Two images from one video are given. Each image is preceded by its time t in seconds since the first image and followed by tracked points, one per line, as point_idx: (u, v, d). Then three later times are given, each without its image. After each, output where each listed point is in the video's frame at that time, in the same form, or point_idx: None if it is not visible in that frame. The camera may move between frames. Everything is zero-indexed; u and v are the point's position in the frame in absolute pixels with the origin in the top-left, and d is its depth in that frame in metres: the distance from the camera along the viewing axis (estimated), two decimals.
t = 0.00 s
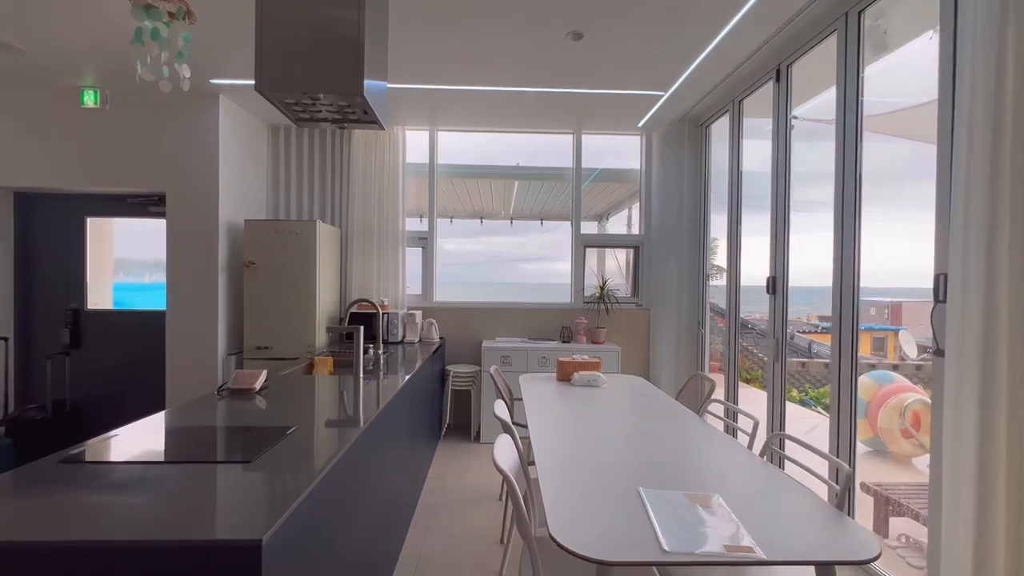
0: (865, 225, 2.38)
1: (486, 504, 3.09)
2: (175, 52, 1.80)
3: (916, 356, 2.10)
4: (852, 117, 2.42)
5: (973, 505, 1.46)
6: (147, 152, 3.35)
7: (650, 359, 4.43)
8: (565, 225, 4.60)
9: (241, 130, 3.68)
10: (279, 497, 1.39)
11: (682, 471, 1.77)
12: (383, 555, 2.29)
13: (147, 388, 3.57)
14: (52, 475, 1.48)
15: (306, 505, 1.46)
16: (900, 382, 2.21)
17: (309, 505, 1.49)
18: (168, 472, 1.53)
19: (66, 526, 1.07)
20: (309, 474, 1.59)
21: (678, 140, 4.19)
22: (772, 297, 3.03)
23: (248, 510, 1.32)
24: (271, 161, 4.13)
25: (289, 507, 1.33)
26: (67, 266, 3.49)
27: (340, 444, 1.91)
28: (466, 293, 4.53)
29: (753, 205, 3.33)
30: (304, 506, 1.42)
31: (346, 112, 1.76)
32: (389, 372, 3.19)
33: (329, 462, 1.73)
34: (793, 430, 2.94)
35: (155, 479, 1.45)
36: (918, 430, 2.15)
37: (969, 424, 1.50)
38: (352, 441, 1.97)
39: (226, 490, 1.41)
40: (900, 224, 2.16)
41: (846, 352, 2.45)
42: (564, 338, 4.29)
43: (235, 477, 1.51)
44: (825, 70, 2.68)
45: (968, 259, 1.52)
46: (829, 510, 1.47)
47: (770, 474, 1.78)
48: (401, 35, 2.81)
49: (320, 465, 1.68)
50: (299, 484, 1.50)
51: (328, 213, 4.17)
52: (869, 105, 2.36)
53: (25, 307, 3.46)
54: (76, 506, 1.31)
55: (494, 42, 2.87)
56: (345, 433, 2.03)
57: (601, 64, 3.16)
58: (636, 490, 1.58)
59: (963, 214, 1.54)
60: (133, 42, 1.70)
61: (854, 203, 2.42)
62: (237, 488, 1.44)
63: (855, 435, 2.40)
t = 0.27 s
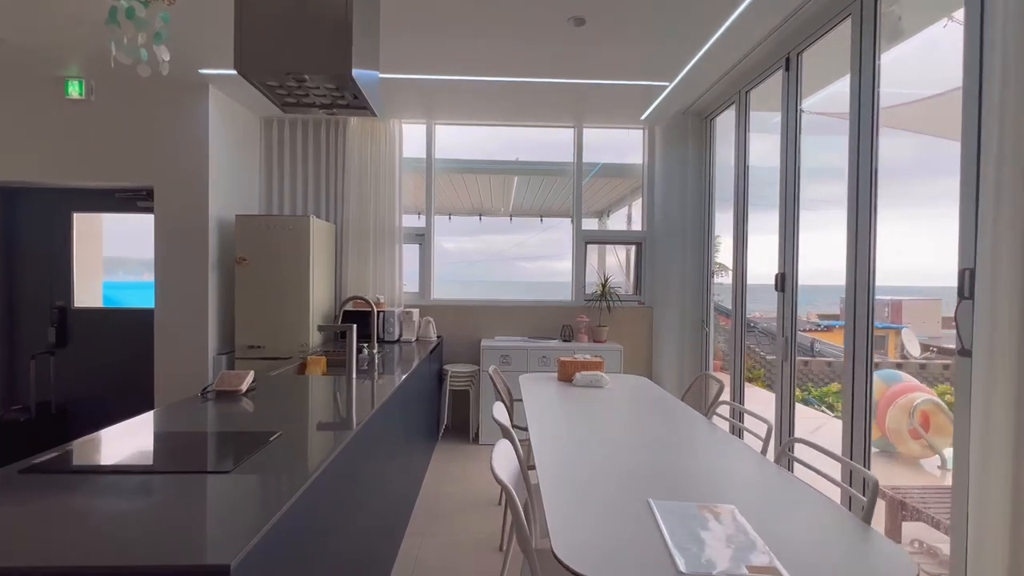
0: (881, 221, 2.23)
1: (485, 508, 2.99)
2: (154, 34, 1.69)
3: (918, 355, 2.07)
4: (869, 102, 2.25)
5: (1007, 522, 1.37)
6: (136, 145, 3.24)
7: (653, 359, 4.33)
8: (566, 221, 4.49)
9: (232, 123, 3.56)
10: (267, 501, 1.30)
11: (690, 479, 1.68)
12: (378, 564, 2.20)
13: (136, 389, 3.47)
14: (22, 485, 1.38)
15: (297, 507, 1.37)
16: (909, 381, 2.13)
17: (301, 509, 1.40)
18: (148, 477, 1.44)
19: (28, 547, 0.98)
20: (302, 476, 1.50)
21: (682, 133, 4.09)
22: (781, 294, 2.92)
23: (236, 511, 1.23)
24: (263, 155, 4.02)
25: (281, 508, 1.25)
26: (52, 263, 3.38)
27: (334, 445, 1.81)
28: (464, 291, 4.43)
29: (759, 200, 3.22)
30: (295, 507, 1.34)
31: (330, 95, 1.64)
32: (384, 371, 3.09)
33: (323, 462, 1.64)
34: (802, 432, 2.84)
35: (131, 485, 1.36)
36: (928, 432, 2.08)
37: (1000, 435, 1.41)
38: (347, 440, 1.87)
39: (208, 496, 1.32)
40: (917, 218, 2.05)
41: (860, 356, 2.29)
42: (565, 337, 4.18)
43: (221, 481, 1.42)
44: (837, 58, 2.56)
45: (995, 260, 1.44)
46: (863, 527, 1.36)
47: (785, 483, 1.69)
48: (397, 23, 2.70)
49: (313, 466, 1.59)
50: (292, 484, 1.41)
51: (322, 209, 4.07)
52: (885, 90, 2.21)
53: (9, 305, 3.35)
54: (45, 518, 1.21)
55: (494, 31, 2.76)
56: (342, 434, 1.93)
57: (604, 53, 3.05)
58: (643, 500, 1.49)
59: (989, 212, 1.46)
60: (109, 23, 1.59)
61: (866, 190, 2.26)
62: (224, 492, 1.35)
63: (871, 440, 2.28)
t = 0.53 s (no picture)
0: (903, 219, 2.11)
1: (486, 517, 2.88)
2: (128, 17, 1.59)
3: (921, 355, 2.03)
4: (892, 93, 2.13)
5: None
6: (124, 140, 3.13)
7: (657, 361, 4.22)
8: (567, 219, 4.39)
9: (223, 118, 3.45)
10: (253, 513, 1.19)
11: (705, 489, 1.59)
12: None
13: (125, 392, 3.36)
14: None
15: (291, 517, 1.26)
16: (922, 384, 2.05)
17: (294, 522, 1.29)
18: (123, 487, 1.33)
19: None
20: (292, 485, 1.39)
21: (687, 128, 3.98)
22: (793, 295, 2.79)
23: (219, 526, 1.12)
24: (257, 151, 3.92)
25: (272, 519, 1.14)
26: (36, 261, 3.26)
27: (328, 451, 1.70)
28: (463, 290, 4.32)
29: (768, 196, 3.11)
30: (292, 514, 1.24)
31: (316, 78, 1.51)
32: (381, 374, 2.97)
33: (317, 468, 1.53)
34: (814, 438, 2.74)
35: (105, 497, 1.25)
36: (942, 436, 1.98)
37: None
38: (341, 446, 1.77)
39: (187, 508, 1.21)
40: (941, 215, 1.94)
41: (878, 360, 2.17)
42: (567, 338, 4.08)
43: (203, 492, 1.31)
44: (852, 47, 2.44)
45: None
46: (899, 545, 1.27)
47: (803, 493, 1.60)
48: (394, 13, 2.58)
49: (306, 474, 1.48)
50: (283, 493, 1.30)
51: (317, 207, 3.96)
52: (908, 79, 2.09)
53: None
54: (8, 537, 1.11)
55: (495, 20, 2.65)
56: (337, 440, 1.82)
57: (609, 45, 2.94)
58: (658, 512, 1.41)
59: None
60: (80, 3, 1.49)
61: (885, 188, 2.17)
62: (205, 506, 1.23)
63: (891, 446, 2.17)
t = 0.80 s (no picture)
0: (925, 218, 1.96)
1: (487, 528, 2.77)
2: None
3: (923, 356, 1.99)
4: (913, 79, 1.97)
5: None
6: (109, 136, 3.01)
7: (661, 363, 4.12)
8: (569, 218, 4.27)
9: (213, 113, 3.33)
10: (234, 548, 1.06)
11: (725, 512, 1.49)
12: None
13: (112, 397, 3.24)
14: None
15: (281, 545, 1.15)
16: (929, 388, 1.99)
17: (277, 551, 1.17)
18: (95, 509, 1.21)
19: None
20: (280, 506, 1.27)
21: (692, 125, 3.86)
22: (805, 296, 2.67)
23: (195, 565, 0.99)
24: (248, 148, 3.79)
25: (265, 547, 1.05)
26: (17, 263, 3.12)
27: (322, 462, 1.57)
28: (462, 291, 4.21)
29: (779, 194, 2.98)
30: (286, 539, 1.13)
31: (305, 64, 1.39)
32: (377, 379, 2.86)
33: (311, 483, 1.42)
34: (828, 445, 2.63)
35: (70, 523, 1.13)
36: (955, 439, 1.91)
37: None
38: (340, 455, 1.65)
39: (162, 539, 1.09)
40: (968, 214, 1.82)
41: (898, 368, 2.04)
42: (569, 340, 3.97)
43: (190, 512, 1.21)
44: (868, 36, 2.33)
45: None
46: None
47: (826, 516, 1.50)
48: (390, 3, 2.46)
49: (297, 492, 1.36)
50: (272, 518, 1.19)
51: (311, 206, 3.84)
52: (932, 66, 1.94)
53: None
54: None
55: (495, 11, 2.53)
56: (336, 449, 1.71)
57: (614, 38, 2.82)
58: (676, 544, 1.30)
59: None
60: None
61: (903, 180, 2.02)
62: (184, 532, 1.13)
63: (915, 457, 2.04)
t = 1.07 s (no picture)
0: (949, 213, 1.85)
1: (486, 539, 2.67)
2: None
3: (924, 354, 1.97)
4: (938, 70, 1.86)
5: None
6: (95, 130, 2.91)
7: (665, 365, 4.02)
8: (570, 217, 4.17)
9: (204, 107, 3.22)
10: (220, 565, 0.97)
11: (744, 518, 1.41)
12: None
13: (100, 401, 3.13)
14: None
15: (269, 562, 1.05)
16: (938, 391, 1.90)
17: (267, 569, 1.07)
18: (64, 526, 1.10)
19: None
20: (272, 516, 1.18)
21: (698, 119, 3.76)
22: (817, 296, 2.56)
23: None
24: (241, 145, 3.69)
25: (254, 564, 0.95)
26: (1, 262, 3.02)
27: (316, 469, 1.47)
28: (460, 291, 4.11)
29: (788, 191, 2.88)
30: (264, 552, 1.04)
31: (290, 47, 1.28)
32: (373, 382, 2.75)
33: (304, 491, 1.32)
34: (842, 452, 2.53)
35: (31, 544, 1.03)
36: (966, 442, 1.84)
37: None
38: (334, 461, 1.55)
39: (131, 559, 0.99)
40: (994, 214, 1.71)
41: (920, 373, 1.92)
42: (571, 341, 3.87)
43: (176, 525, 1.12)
44: (884, 25, 2.22)
45: None
46: None
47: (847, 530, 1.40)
48: None
49: (291, 501, 1.27)
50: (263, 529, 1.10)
51: (306, 204, 3.74)
52: (955, 53, 1.83)
53: None
54: None
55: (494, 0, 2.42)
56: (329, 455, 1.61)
57: (618, 29, 2.71)
58: (689, 551, 1.23)
59: None
60: None
61: (924, 175, 1.91)
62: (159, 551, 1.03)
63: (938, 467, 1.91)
